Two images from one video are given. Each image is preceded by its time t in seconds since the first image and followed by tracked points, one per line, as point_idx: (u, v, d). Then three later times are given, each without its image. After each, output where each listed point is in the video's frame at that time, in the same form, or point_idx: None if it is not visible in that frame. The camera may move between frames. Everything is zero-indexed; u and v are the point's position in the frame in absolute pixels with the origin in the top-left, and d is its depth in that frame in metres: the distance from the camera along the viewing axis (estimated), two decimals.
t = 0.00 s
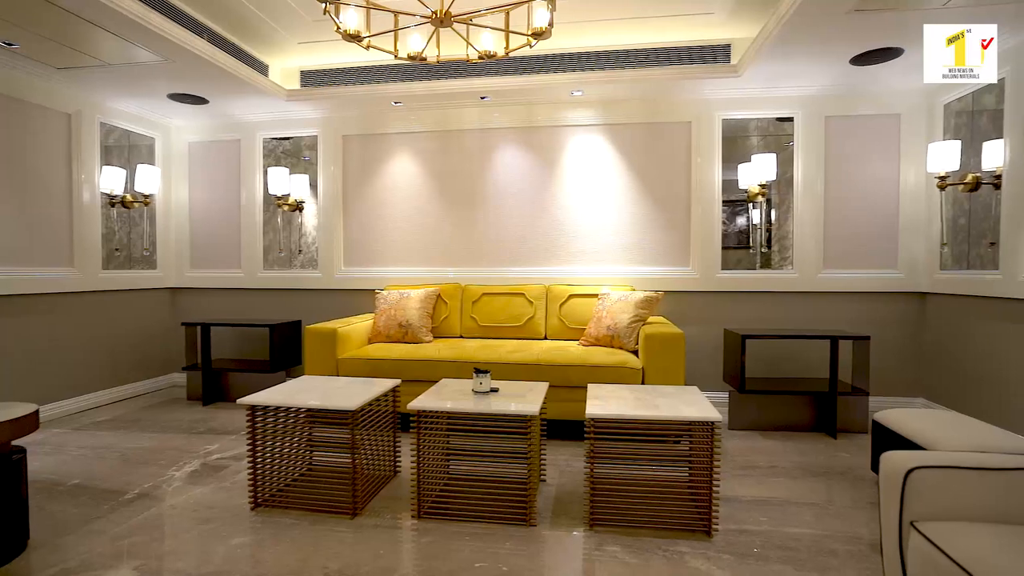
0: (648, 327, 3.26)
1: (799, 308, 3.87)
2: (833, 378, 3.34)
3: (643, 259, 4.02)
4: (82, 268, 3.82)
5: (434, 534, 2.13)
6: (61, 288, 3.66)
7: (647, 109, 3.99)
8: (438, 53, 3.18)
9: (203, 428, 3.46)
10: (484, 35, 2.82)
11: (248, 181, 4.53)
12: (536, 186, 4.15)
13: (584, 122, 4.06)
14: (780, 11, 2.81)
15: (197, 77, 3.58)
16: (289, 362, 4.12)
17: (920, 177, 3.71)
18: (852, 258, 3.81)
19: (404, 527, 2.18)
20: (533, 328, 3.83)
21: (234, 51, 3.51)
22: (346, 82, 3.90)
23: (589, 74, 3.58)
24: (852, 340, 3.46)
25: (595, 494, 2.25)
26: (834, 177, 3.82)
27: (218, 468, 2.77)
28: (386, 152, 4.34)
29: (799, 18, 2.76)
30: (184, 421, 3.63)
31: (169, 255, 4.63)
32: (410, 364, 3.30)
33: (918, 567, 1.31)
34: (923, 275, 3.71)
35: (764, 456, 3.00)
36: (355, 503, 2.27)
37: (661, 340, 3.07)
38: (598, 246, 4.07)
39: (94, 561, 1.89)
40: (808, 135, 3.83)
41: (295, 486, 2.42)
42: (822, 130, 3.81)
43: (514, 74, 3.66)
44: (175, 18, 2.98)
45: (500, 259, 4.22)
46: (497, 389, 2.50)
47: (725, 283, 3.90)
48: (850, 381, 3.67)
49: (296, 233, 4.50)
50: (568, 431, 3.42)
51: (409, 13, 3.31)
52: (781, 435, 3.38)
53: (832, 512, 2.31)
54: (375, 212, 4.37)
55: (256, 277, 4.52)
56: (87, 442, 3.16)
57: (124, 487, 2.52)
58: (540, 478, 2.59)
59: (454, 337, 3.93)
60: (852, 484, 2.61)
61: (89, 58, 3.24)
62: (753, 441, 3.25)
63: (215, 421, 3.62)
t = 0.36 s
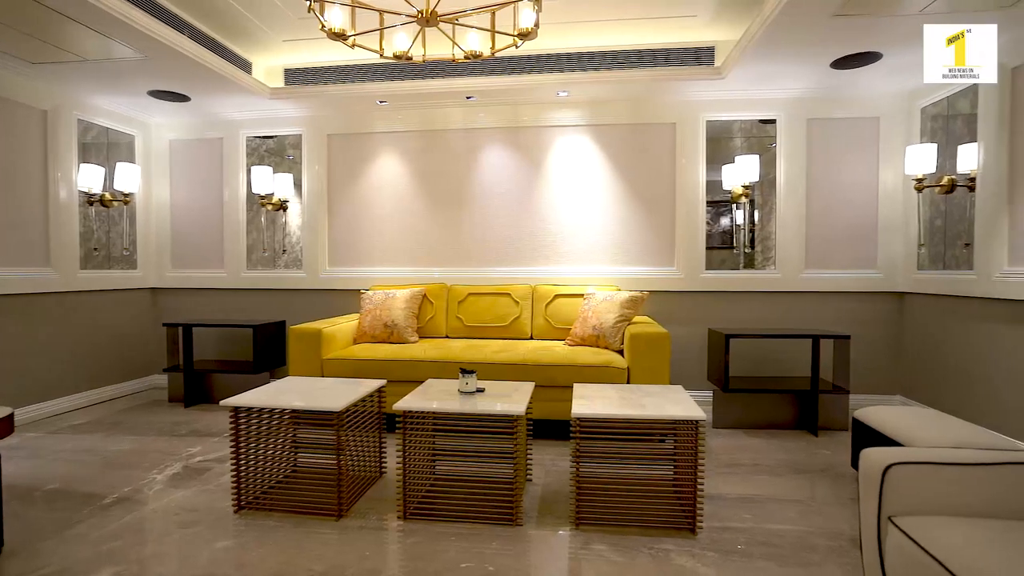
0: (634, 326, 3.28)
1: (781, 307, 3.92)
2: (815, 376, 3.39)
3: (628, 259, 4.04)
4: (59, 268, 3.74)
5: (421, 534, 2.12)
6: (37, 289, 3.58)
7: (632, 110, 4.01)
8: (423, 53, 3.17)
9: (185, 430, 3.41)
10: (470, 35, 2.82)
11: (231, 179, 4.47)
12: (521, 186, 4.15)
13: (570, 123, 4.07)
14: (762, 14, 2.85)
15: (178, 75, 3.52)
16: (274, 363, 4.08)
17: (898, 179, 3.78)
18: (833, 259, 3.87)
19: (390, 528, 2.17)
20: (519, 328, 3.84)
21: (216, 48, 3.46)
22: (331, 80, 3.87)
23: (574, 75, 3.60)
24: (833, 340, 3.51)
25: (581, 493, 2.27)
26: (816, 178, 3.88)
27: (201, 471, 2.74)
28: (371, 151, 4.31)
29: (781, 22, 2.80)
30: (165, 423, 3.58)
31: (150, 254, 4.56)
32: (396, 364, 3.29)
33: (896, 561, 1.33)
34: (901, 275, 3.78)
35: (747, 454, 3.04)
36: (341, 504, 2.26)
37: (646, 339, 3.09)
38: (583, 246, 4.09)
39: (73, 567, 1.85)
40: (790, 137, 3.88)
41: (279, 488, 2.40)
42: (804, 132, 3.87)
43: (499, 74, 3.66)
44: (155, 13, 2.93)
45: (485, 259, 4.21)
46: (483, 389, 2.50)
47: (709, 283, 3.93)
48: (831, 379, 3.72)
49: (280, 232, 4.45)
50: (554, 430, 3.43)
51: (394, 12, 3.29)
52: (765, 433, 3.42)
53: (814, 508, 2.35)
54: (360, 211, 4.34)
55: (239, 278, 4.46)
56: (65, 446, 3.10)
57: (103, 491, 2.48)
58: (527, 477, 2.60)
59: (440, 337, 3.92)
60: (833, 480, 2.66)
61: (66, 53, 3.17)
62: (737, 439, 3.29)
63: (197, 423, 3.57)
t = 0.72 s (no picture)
0: (620, 326, 3.30)
1: (765, 307, 3.97)
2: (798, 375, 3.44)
3: (614, 259, 4.06)
4: (36, 267, 3.67)
5: (408, 535, 2.12)
6: (13, 288, 3.51)
7: (619, 111, 4.03)
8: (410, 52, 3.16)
9: (167, 432, 3.37)
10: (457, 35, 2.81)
11: (215, 178, 4.42)
12: (508, 186, 4.15)
13: (557, 123, 4.08)
14: (746, 17, 2.89)
15: (160, 71, 3.47)
16: (258, 363, 4.04)
17: (879, 181, 3.85)
18: (816, 259, 3.92)
19: (376, 529, 2.16)
20: (506, 328, 3.84)
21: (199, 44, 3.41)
22: (316, 79, 3.84)
23: (561, 75, 3.61)
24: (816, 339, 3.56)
25: (568, 492, 2.28)
26: (799, 179, 3.93)
27: (184, 474, 2.70)
28: (357, 151, 4.29)
29: (764, 26, 2.84)
30: (147, 425, 3.52)
31: (131, 254, 4.49)
32: (382, 364, 3.28)
33: (877, 556, 1.36)
34: (882, 275, 3.85)
35: (732, 452, 3.07)
36: (327, 506, 2.24)
37: (632, 339, 3.11)
38: (570, 246, 4.10)
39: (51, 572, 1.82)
40: (773, 139, 3.93)
41: (264, 490, 2.38)
42: (787, 134, 3.92)
43: (485, 74, 3.67)
44: (135, 9, 2.89)
45: (472, 259, 4.21)
46: (470, 389, 2.50)
47: (695, 283, 3.97)
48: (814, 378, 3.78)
49: (265, 232, 4.41)
50: (541, 430, 3.44)
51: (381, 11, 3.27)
52: (749, 431, 3.46)
53: (797, 505, 2.38)
54: (346, 211, 4.32)
55: (223, 278, 4.41)
56: (43, 450, 3.04)
57: (83, 495, 2.43)
58: (514, 477, 2.61)
59: (426, 337, 3.91)
60: (816, 477, 2.69)
61: (44, 49, 3.12)
62: (722, 438, 3.32)
63: (180, 425, 3.52)
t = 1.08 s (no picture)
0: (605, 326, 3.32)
1: (748, 307, 4.01)
2: (780, 373, 3.49)
3: (599, 259, 4.08)
4: (11, 267, 3.59)
5: (393, 536, 2.11)
6: None
7: (604, 112, 4.05)
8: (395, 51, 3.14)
9: (147, 435, 3.31)
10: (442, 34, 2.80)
11: (197, 177, 4.36)
12: (494, 186, 4.15)
13: (542, 124, 4.09)
14: (729, 20, 2.92)
15: (139, 68, 3.41)
16: (241, 364, 4.00)
17: (858, 182, 3.91)
18: (797, 259, 3.98)
19: (362, 531, 2.15)
20: (491, 328, 3.84)
21: (180, 40, 3.36)
22: (300, 77, 3.81)
23: (546, 76, 3.62)
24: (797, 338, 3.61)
25: (553, 492, 2.28)
26: (781, 181, 3.98)
27: (164, 477, 2.66)
28: (342, 150, 4.26)
29: (746, 29, 2.88)
30: (127, 428, 3.46)
31: (110, 253, 4.41)
32: (367, 365, 3.26)
33: (856, 552, 1.38)
34: (861, 275, 3.92)
35: (715, 450, 3.10)
36: (311, 508, 2.23)
37: (618, 339, 3.13)
38: (556, 246, 4.12)
39: None
40: (756, 141, 3.98)
41: (247, 493, 2.36)
42: (769, 136, 3.97)
43: (470, 73, 3.67)
44: (114, 4, 2.84)
45: (458, 259, 4.20)
46: (455, 389, 2.50)
47: (679, 282, 4.01)
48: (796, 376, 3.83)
49: (248, 231, 4.36)
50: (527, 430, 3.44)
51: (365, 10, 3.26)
52: (732, 429, 3.50)
53: (779, 502, 2.42)
54: (331, 210, 4.28)
55: (205, 278, 4.35)
56: (18, 454, 2.97)
57: (59, 500, 2.39)
58: (499, 477, 2.61)
59: (412, 337, 3.89)
60: (797, 474, 2.74)
61: (19, 43, 3.05)
62: (706, 436, 3.36)
63: (160, 428, 3.47)
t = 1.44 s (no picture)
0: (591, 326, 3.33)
1: (733, 306, 4.06)
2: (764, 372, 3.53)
3: (586, 259, 4.10)
4: None
5: (380, 538, 2.10)
6: None
7: (590, 113, 4.07)
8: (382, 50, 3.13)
9: (128, 437, 3.27)
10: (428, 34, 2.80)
11: (179, 175, 4.31)
12: (480, 186, 4.15)
13: (528, 124, 4.10)
14: (714, 23, 2.95)
15: (119, 64, 3.36)
16: (225, 365, 3.95)
17: (840, 184, 3.98)
18: (780, 259, 4.03)
19: (348, 532, 2.14)
20: (478, 328, 3.84)
21: (162, 37, 3.32)
22: (286, 75, 3.77)
23: (533, 77, 3.63)
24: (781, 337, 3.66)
25: (540, 491, 2.29)
26: (765, 182, 4.03)
27: (146, 480, 2.63)
28: (328, 149, 4.23)
29: (730, 32, 2.91)
30: (107, 431, 3.41)
31: (89, 253, 4.34)
32: (353, 365, 3.24)
33: (836, 547, 1.40)
34: (843, 275, 3.98)
35: (700, 448, 3.13)
36: (296, 510, 2.21)
37: (604, 338, 3.15)
38: (542, 246, 4.13)
39: None
40: (740, 142, 4.02)
41: (231, 495, 2.34)
42: (753, 138, 4.01)
43: (457, 73, 3.66)
44: None
45: (445, 259, 4.20)
46: (442, 389, 2.49)
47: (665, 282, 4.04)
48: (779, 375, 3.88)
49: (232, 231, 4.32)
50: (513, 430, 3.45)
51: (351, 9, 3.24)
52: (717, 428, 3.53)
53: (762, 499, 2.45)
54: (316, 210, 4.25)
55: (187, 278, 4.30)
56: None
57: (37, 505, 2.34)
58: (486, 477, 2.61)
59: (398, 337, 3.88)
60: (781, 472, 2.77)
61: None
62: (691, 435, 3.39)
63: (142, 430, 3.42)
